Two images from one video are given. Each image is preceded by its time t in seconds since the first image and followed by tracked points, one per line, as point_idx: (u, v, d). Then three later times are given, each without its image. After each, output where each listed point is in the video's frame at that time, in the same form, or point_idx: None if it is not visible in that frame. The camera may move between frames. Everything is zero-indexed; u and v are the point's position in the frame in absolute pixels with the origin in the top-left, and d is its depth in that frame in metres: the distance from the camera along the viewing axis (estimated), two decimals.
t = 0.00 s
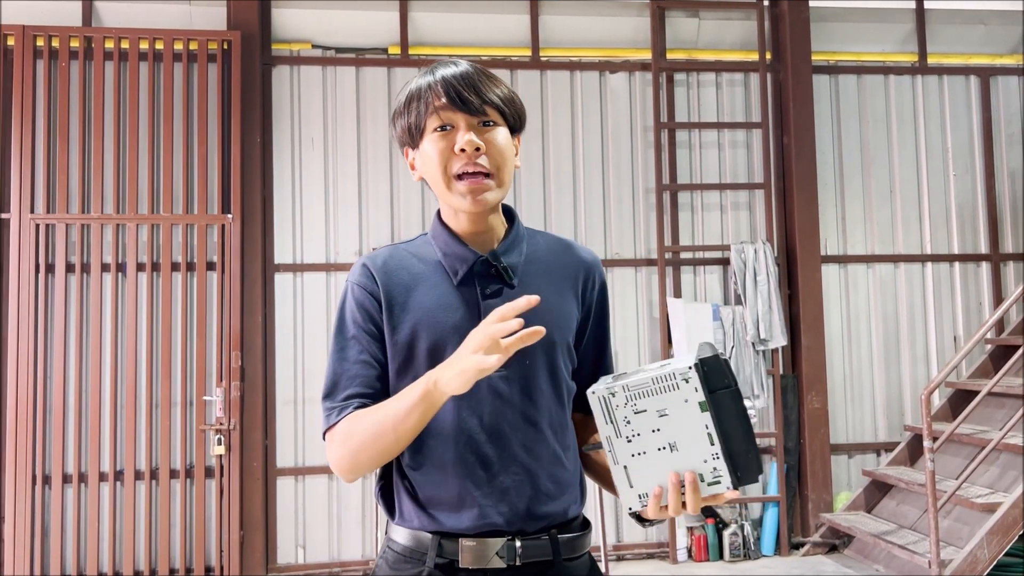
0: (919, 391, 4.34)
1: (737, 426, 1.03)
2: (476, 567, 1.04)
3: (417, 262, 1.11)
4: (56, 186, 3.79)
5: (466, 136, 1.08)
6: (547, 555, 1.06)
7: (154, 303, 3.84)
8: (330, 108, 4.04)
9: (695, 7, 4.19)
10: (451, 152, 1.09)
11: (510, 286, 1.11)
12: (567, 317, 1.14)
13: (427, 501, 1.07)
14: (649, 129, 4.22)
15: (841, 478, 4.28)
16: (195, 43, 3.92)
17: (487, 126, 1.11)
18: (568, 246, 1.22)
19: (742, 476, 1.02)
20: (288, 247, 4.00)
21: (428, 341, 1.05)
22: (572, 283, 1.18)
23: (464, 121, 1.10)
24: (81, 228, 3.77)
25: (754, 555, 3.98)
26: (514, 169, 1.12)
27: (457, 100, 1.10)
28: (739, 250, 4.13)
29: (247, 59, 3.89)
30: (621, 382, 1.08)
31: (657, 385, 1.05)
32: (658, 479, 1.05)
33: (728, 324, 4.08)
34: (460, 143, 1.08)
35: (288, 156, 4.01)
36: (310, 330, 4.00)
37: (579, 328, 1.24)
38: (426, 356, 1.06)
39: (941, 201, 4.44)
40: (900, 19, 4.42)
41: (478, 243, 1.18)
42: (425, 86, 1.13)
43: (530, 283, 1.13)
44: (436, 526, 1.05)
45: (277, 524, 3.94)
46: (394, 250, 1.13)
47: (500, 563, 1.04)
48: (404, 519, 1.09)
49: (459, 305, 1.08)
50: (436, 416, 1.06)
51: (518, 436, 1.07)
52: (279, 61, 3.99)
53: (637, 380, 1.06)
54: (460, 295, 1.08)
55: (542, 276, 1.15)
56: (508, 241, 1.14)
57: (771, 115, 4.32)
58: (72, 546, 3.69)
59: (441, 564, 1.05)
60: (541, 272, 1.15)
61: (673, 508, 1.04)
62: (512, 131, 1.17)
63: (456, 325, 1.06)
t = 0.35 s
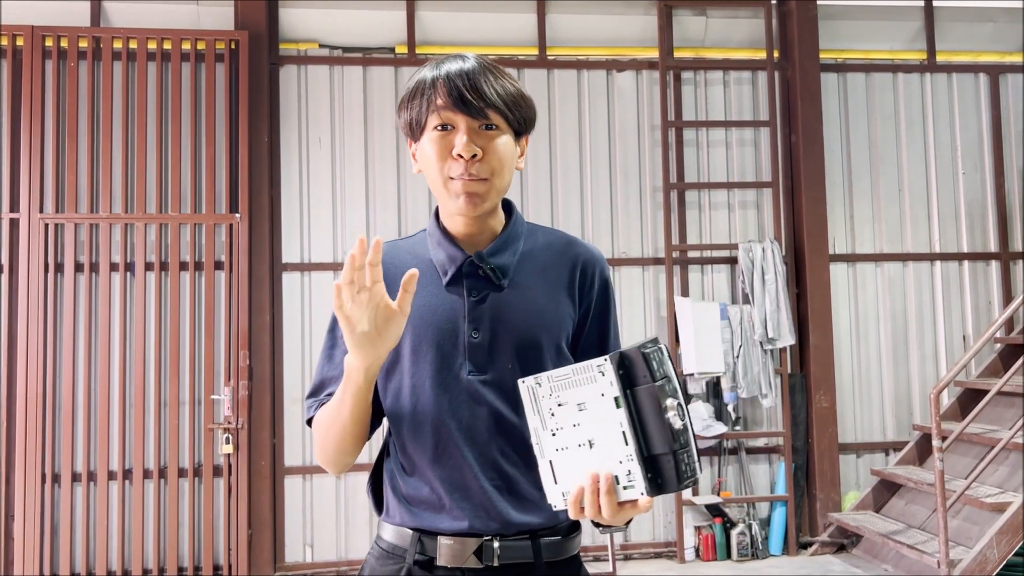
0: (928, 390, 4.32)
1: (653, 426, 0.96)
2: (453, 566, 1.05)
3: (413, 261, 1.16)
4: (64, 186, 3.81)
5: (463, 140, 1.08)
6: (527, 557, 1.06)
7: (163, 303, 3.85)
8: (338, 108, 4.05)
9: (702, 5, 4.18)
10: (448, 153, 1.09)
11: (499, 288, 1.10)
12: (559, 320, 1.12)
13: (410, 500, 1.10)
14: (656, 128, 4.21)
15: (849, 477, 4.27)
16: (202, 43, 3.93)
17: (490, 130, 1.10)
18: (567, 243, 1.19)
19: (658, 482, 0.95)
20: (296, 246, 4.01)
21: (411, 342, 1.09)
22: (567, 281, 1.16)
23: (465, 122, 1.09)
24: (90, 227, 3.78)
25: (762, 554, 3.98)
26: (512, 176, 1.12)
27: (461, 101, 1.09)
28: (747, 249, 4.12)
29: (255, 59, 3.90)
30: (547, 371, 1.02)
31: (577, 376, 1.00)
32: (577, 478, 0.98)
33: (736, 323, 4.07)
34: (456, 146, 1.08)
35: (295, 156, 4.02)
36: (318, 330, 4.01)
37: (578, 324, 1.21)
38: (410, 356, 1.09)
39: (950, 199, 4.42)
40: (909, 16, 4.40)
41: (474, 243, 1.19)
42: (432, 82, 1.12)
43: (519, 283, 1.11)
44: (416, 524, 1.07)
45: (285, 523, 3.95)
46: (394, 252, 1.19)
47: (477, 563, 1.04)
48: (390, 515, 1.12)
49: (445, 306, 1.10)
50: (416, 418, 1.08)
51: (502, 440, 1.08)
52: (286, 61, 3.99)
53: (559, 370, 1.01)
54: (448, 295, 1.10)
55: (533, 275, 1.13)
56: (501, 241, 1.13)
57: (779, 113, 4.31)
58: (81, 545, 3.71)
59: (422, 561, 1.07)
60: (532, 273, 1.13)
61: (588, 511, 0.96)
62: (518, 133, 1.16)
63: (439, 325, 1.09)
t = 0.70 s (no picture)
0: (935, 390, 4.31)
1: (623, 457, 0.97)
2: (440, 568, 1.05)
3: (405, 258, 1.16)
4: (72, 186, 3.82)
5: (462, 144, 1.08)
6: (513, 559, 1.06)
7: (169, 302, 3.86)
8: (344, 108, 4.05)
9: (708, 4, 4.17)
10: (446, 155, 1.09)
11: (493, 293, 1.10)
12: (555, 324, 1.12)
13: (398, 501, 1.11)
14: (662, 127, 4.21)
15: (856, 477, 4.26)
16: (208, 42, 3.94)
17: (491, 135, 1.10)
18: (566, 244, 1.19)
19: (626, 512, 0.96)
20: (303, 246, 4.02)
21: (403, 343, 1.09)
22: (562, 285, 1.15)
23: (467, 125, 1.09)
24: (97, 227, 3.79)
25: (768, 554, 3.97)
26: (510, 183, 1.12)
27: (465, 103, 1.09)
28: (753, 248, 4.10)
29: (261, 58, 3.91)
30: (521, 393, 1.02)
31: (550, 401, 1.00)
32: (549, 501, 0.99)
33: (742, 322, 4.06)
34: (456, 150, 1.08)
35: (301, 155, 4.02)
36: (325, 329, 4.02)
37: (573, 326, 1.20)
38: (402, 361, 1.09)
39: (958, 198, 4.41)
40: (916, 15, 4.38)
41: (469, 244, 1.19)
42: (437, 80, 1.11)
43: (513, 289, 1.11)
44: (404, 524, 1.08)
45: (291, 523, 3.95)
46: (386, 247, 1.19)
47: (464, 566, 1.05)
48: (378, 515, 1.13)
49: (437, 310, 1.09)
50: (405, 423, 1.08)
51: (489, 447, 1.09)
52: (293, 61, 4.00)
53: (534, 393, 1.00)
54: (441, 299, 1.10)
55: (528, 280, 1.12)
56: (497, 245, 1.13)
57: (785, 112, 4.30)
58: (89, 543, 3.72)
59: (409, 561, 1.07)
60: (528, 277, 1.13)
61: (560, 534, 0.97)
62: (523, 138, 1.16)
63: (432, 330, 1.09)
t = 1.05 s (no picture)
0: (941, 389, 4.30)
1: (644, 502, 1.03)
2: (430, 566, 1.12)
3: (395, 265, 1.18)
4: (79, 186, 3.83)
5: (473, 159, 1.08)
6: (501, 557, 1.14)
7: (176, 302, 3.87)
8: (349, 108, 4.06)
9: (714, 3, 4.17)
10: (455, 168, 1.09)
11: (488, 309, 1.15)
12: (544, 339, 1.19)
13: (389, 509, 1.16)
14: (667, 126, 4.20)
15: (861, 476, 4.26)
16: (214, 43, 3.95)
17: (501, 151, 1.11)
18: (556, 259, 1.26)
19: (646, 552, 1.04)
20: (308, 246, 4.02)
21: (395, 357, 1.13)
22: (552, 297, 1.23)
23: (478, 139, 1.09)
24: (103, 227, 3.80)
25: (774, 553, 3.97)
26: (515, 200, 1.13)
27: (478, 116, 1.09)
28: (759, 248, 4.10)
29: (267, 58, 3.92)
30: (536, 436, 1.03)
31: (568, 447, 1.03)
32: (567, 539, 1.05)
33: (748, 322, 4.05)
34: (465, 163, 1.08)
35: (307, 153, 4.03)
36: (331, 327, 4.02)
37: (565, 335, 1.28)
38: (394, 376, 1.13)
39: (964, 197, 4.39)
40: (922, 14, 4.37)
41: (464, 255, 1.23)
42: (450, 88, 1.11)
43: (507, 306, 1.17)
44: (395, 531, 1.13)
45: (297, 521, 3.96)
46: (374, 249, 1.20)
47: (453, 565, 1.12)
48: (367, 518, 1.18)
49: (432, 325, 1.14)
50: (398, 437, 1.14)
51: (478, 458, 1.14)
52: (298, 61, 4.00)
53: (551, 439, 1.02)
54: (437, 315, 1.15)
55: (522, 297, 1.19)
56: (493, 261, 1.17)
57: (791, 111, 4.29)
58: (95, 542, 3.73)
59: (399, 561, 1.13)
60: (523, 293, 1.19)
61: (578, 569, 1.04)
62: (530, 154, 1.17)
63: (426, 346, 1.14)
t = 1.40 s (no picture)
0: (946, 388, 4.29)
1: (647, 494, 1.03)
2: (432, 568, 1.12)
3: (402, 262, 1.18)
4: (83, 186, 3.84)
5: (482, 146, 1.09)
6: (504, 558, 1.15)
7: (179, 302, 3.87)
8: (353, 108, 4.06)
9: (717, 3, 4.17)
10: (464, 155, 1.10)
11: (494, 305, 1.15)
12: (547, 336, 1.19)
13: (392, 508, 1.16)
14: (671, 126, 4.20)
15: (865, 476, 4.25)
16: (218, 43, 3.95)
17: (510, 141, 1.12)
18: (561, 256, 1.26)
19: (645, 544, 1.03)
20: (312, 246, 4.03)
21: (402, 354, 1.13)
22: (557, 295, 1.24)
23: (487, 127, 1.10)
24: (107, 227, 3.81)
25: (777, 553, 3.96)
26: (521, 191, 1.13)
27: (488, 104, 1.10)
28: (762, 247, 4.10)
29: (270, 57, 3.92)
30: (545, 422, 1.04)
31: (576, 434, 1.03)
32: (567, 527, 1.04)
33: (751, 321, 4.05)
34: (474, 150, 1.09)
35: (310, 153, 4.03)
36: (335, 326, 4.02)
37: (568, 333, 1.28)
38: (400, 373, 1.13)
39: (968, 196, 4.39)
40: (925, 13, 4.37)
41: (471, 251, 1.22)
42: (460, 79, 1.12)
43: (513, 302, 1.17)
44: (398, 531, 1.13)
45: (300, 521, 3.96)
46: (381, 246, 1.20)
47: (456, 566, 1.12)
48: (368, 516, 1.18)
49: (437, 322, 1.14)
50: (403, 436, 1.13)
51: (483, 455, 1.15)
52: (302, 60, 4.01)
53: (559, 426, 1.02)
54: (443, 311, 1.14)
55: (528, 294, 1.19)
56: (498, 258, 1.17)
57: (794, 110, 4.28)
58: (99, 541, 3.73)
59: (401, 563, 1.13)
60: (528, 289, 1.19)
61: (575, 559, 1.03)
62: (537, 148, 1.18)
63: (432, 342, 1.13)
